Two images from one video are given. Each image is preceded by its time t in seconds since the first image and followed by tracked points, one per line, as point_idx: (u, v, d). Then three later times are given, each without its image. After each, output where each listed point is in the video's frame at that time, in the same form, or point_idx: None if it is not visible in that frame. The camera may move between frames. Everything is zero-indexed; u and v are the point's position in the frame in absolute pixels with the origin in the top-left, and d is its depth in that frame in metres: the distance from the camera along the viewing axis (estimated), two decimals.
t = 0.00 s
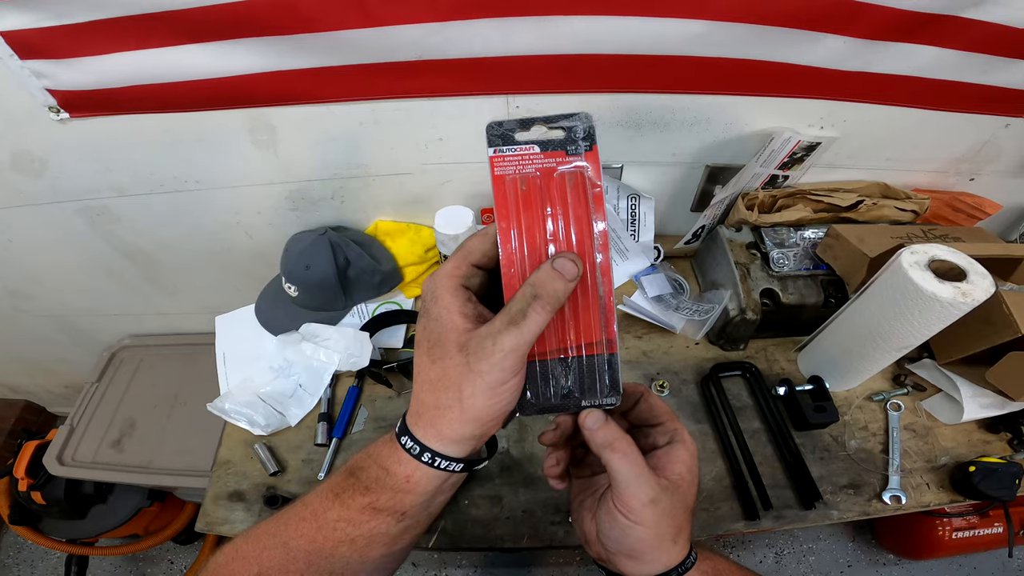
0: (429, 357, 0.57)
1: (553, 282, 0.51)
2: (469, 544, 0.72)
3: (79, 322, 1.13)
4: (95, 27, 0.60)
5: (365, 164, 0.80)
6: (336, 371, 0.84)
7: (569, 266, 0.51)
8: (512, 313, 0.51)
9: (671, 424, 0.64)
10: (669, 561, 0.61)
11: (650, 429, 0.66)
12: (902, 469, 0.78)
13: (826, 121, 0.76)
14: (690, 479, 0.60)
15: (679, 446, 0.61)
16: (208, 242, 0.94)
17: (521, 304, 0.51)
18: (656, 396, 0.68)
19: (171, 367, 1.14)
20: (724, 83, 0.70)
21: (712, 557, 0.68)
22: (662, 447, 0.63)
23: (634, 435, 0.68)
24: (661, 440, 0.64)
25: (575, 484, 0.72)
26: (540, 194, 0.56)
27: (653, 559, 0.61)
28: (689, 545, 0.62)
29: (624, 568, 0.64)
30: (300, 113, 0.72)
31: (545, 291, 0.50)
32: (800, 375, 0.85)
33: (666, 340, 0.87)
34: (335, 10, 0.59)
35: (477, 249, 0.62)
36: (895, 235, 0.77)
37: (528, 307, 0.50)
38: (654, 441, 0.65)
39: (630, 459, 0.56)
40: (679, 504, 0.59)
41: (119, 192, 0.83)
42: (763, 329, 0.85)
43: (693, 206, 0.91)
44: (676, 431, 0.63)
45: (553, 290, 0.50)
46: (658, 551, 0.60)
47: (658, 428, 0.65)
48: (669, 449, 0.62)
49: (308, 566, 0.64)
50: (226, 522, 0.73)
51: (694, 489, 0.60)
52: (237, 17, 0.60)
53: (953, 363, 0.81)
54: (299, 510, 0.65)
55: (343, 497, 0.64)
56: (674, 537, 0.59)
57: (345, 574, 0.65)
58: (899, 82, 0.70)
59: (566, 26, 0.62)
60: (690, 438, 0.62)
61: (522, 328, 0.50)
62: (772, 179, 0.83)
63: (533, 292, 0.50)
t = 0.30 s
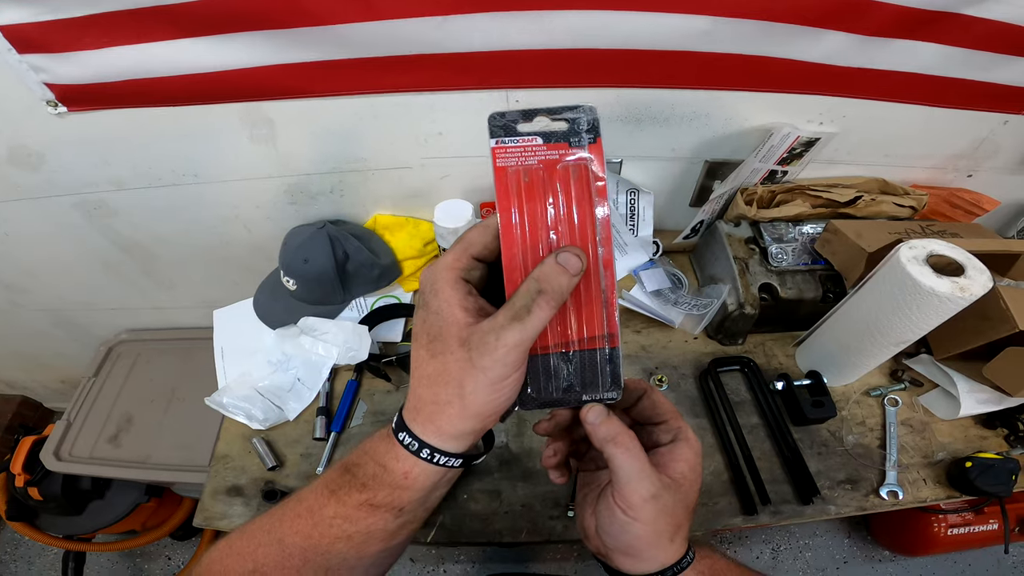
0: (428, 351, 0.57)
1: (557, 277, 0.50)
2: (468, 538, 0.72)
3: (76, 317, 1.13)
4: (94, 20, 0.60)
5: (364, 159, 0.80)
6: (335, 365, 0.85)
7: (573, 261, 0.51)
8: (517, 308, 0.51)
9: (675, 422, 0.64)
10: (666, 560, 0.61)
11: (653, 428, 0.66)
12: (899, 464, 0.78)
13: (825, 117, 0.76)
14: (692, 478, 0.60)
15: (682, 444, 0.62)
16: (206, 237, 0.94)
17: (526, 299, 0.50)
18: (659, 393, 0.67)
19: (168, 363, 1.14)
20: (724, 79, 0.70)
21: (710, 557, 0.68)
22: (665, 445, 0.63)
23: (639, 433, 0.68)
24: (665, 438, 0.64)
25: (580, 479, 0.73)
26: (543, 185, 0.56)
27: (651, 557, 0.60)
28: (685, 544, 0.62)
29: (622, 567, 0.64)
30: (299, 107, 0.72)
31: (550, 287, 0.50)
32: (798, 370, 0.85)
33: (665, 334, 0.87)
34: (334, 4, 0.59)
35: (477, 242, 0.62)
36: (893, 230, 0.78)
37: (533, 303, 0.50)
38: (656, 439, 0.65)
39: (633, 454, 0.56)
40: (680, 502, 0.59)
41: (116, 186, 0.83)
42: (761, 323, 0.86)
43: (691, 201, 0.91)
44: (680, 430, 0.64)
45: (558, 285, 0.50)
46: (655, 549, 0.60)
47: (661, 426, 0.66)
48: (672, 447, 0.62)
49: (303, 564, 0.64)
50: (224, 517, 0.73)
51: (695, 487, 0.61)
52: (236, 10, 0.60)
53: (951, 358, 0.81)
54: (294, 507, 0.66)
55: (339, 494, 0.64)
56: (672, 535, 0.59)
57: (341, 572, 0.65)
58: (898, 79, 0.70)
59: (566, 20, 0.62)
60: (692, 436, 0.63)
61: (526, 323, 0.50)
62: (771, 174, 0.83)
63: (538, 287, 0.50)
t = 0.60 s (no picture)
0: (426, 356, 0.57)
1: (555, 279, 0.50)
2: (466, 535, 0.72)
3: (72, 315, 1.12)
4: (86, 17, 0.60)
5: (360, 156, 0.80)
6: (332, 362, 0.85)
7: (571, 263, 0.51)
8: (515, 312, 0.51)
9: (681, 427, 0.63)
10: (657, 564, 0.61)
11: (658, 432, 0.66)
12: (897, 460, 0.78)
13: (823, 113, 0.76)
14: (692, 483, 0.59)
15: (686, 450, 0.60)
16: (201, 234, 0.94)
17: (523, 302, 0.50)
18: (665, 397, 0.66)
19: (165, 361, 1.13)
20: (721, 75, 0.70)
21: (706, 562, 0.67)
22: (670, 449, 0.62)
23: (644, 436, 0.68)
24: (670, 442, 0.63)
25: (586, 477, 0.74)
26: (539, 185, 0.56)
27: (641, 559, 0.61)
28: (680, 549, 0.62)
29: (615, 566, 0.64)
30: (295, 104, 0.71)
31: (547, 289, 0.50)
32: (796, 366, 0.85)
33: (663, 331, 0.87)
34: None
35: (474, 244, 0.62)
36: (891, 226, 0.78)
37: (531, 306, 0.50)
38: (661, 444, 0.64)
39: (626, 454, 0.55)
40: (673, 507, 0.58)
41: (111, 183, 0.83)
42: (759, 319, 0.86)
43: (688, 197, 0.90)
44: (686, 435, 0.62)
45: (555, 288, 0.50)
46: (645, 552, 0.60)
47: (666, 430, 0.65)
48: (676, 451, 0.60)
49: (302, 565, 0.64)
50: (221, 516, 0.73)
51: (694, 494, 0.60)
52: (230, 6, 0.59)
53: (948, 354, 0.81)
54: (291, 509, 0.65)
55: (337, 496, 0.64)
56: (664, 538, 0.59)
57: (341, 573, 0.65)
58: (895, 75, 0.70)
59: (562, 15, 0.62)
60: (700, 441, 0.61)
61: (525, 326, 0.50)
62: (768, 170, 0.84)
63: (536, 290, 0.50)
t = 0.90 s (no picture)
0: (421, 361, 0.57)
1: (550, 286, 0.50)
2: (465, 541, 0.72)
3: (70, 320, 1.12)
4: (84, 22, 0.60)
5: (358, 161, 0.80)
6: (331, 368, 0.85)
7: (566, 271, 0.51)
8: (508, 318, 0.51)
9: (679, 434, 0.63)
10: (662, 571, 0.61)
11: (657, 438, 0.66)
12: (895, 464, 0.78)
13: (819, 118, 0.76)
14: (691, 489, 0.59)
15: (684, 456, 0.60)
16: (200, 240, 0.94)
17: (517, 307, 0.50)
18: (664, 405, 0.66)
19: (163, 366, 1.13)
20: (717, 80, 0.70)
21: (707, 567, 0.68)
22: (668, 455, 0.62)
23: (642, 443, 0.68)
24: (668, 448, 0.63)
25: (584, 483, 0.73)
26: (538, 196, 0.56)
27: (644, 566, 0.60)
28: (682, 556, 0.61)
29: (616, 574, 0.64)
30: (293, 110, 0.72)
31: (540, 295, 0.50)
32: (795, 371, 0.85)
33: (661, 336, 0.87)
34: (327, 5, 0.59)
35: (473, 251, 0.62)
36: (887, 230, 0.78)
37: (524, 311, 0.50)
38: (659, 450, 0.64)
39: (624, 464, 0.56)
40: (674, 515, 0.58)
41: (109, 188, 0.83)
42: (757, 324, 0.86)
43: (686, 202, 0.91)
44: (684, 441, 0.62)
45: (550, 295, 0.50)
46: (647, 559, 0.60)
47: (664, 437, 0.65)
48: (673, 457, 0.61)
49: (301, 571, 0.63)
50: (219, 521, 0.73)
51: (694, 499, 0.60)
52: (229, 12, 0.60)
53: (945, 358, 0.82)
54: (290, 515, 0.65)
55: (334, 501, 0.64)
56: (666, 546, 0.59)
57: None
58: (891, 79, 0.70)
59: (559, 21, 0.62)
60: (697, 447, 0.61)
61: (517, 333, 0.50)
62: (766, 175, 0.83)
63: (529, 296, 0.50)
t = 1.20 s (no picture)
0: (420, 373, 0.58)
1: (547, 301, 0.51)
2: (466, 551, 0.73)
3: (73, 334, 1.13)
4: (93, 41, 0.62)
5: (359, 177, 0.81)
6: (332, 382, 0.86)
7: (563, 285, 0.52)
8: (506, 331, 0.52)
9: (673, 442, 0.64)
10: None
11: (652, 446, 0.67)
12: (892, 472, 0.80)
13: (809, 132, 0.78)
14: (686, 496, 0.61)
15: (679, 463, 0.62)
16: (203, 255, 0.95)
17: (515, 321, 0.52)
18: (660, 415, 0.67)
19: (165, 380, 1.14)
20: (710, 95, 0.72)
21: None
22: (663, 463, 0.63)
23: (636, 451, 0.69)
24: (662, 456, 0.65)
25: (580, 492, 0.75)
26: (535, 209, 0.57)
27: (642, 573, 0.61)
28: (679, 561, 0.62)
29: None
30: (295, 127, 0.73)
31: (538, 310, 0.51)
32: (791, 382, 0.87)
33: (658, 349, 0.89)
34: (329, 24, 0.61)
35: (470, 266, 0.64)
36: (879, 242, 0.79)
37: (522, 325, 0.51)
38: (654, 458, 0.66)
39: (622, 473, 0.57)
40: (671, 521, 0.60)
41: (114, 204, 0.84)
42: (752, 336, 0.88)
43: (682, 217, 0.92)
44: (678, 448, 0.64)
45: (546, 309, 0.51)
46: (644, 565, 0.61)
47: (659, 445, 0.66)
48: (668, 465, 0.62)
49: None
50: (222, 530, 0.74)
51: (689, 505, 0.61)
52: (234, 31, 0.61)
53: (938, 368, 0.83)
54: (289, 523, 0.66)
55: (333, 510, 0.65)
56: (663, 552, 0.60)
57: None
58: (879, 92, 0.72)
59: (555, 41, 0.64)
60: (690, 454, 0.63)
61: (515, 346, 0.52)
62: (759, 189, 0.85)
63: (527, 310, 0.51)
